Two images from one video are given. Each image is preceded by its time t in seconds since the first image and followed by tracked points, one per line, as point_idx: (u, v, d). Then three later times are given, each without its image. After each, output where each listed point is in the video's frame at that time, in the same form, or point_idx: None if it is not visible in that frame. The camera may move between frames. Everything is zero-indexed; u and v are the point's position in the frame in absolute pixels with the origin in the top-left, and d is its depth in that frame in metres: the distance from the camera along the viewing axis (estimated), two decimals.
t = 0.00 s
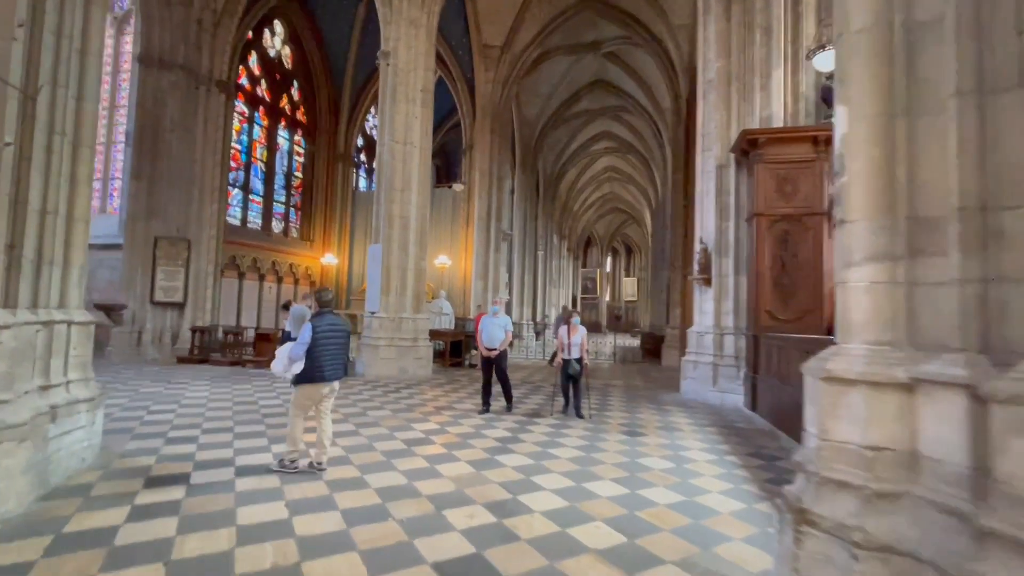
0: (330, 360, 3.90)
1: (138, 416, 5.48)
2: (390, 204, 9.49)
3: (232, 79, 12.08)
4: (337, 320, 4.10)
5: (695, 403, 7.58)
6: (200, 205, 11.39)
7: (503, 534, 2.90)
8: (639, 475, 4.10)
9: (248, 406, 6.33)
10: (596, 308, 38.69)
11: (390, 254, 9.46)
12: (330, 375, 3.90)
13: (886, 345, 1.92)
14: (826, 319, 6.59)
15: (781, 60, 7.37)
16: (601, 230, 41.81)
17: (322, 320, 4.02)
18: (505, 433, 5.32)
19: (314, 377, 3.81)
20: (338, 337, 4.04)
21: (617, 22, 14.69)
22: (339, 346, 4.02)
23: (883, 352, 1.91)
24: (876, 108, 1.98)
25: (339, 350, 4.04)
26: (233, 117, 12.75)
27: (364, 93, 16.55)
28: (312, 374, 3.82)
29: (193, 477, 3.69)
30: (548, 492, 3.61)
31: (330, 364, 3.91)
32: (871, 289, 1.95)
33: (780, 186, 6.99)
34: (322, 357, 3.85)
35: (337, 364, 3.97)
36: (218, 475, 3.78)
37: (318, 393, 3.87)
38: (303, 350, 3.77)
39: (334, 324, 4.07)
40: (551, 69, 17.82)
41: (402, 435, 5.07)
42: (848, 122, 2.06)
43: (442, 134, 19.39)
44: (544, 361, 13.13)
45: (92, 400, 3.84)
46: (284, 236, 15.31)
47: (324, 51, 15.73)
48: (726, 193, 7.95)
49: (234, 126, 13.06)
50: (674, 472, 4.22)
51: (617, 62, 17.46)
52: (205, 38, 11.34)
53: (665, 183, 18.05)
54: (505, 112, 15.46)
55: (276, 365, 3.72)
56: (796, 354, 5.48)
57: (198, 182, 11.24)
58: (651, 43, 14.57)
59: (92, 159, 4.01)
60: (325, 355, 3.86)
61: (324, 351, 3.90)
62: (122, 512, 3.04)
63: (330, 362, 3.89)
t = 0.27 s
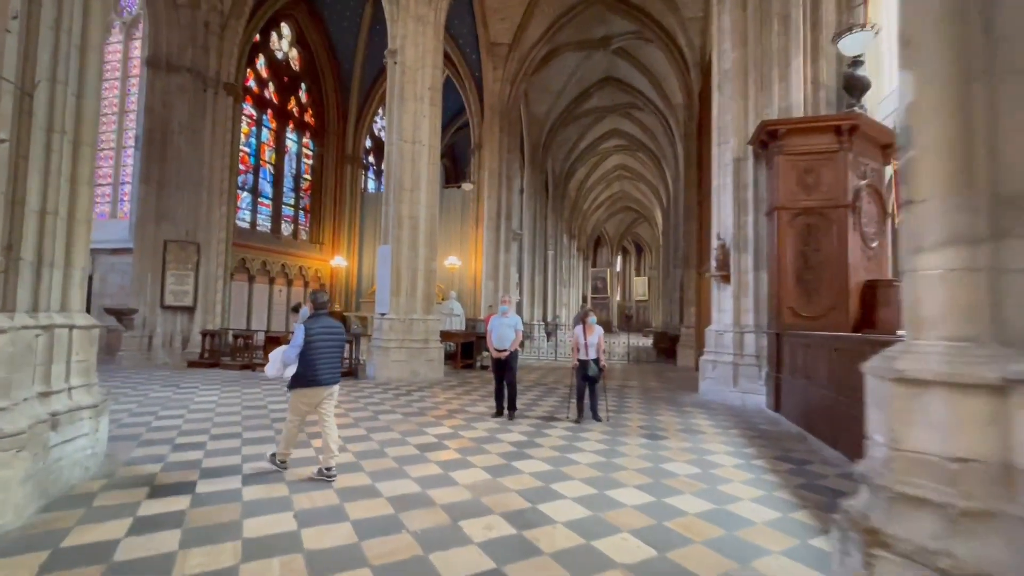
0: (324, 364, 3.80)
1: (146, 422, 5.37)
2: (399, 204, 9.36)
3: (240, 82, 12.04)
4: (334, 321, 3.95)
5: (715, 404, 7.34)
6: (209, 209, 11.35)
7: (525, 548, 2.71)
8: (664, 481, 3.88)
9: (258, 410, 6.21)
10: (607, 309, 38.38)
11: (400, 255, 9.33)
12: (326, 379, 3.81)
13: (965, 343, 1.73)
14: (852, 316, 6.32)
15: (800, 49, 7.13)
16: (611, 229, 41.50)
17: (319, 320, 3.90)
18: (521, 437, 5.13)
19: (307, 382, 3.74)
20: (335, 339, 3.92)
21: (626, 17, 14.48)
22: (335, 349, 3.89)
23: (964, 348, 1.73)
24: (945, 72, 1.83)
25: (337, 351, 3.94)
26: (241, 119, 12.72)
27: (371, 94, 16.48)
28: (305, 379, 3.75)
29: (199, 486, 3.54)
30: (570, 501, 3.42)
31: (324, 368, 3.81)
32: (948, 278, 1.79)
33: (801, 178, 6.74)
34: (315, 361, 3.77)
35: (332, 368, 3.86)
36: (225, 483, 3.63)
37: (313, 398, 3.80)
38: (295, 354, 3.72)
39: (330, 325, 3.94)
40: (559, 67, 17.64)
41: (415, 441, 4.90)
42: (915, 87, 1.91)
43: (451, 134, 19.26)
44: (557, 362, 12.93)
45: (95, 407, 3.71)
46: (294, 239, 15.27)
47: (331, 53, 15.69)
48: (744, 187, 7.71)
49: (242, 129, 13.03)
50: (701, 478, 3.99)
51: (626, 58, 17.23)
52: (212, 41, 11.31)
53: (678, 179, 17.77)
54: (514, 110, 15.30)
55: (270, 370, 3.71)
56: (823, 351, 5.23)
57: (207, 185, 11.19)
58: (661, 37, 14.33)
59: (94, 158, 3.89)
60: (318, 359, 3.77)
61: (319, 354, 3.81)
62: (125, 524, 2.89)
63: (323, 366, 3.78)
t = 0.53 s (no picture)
0: (310, 371, 3.68)
1: (150, 431, 5.21)
2: (406, 205, 9.20)
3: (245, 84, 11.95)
4: (324, 327, 3.85)
5: (734, 409, 7.10)
6: (215, 212, 11.24)
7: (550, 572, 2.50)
8: (691, 496, 3.65)
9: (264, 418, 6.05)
10: (615, 310, 38.08)
11: (408, 257, 9.16)
12: (311, 388, 3.67)
13: None
14: (879, 317, 6.06)
15: (819, 40, 6.92)
16: (618, 229, 41.20)
17: (309, 326, 3.82)
18: (536, 446, 4.92)
19: (290, 389, 3.61)
20: (324, 346, 3.80)
21: (634, 14, 14.29)
22: (323, 356, 3.77)
23: None
24: None
25: (326, 359, 3.81)
26: (247, 122, 12.63)
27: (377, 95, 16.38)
28: (290, 385, 3.63)
29: (201, 503, 3.36)
30: (593, 518, 3.21)
31: (310, 375, 3.68)
32: None
33: (823, 174, 6.49)
34: (301, 367, 3.66)
35: (319, 376, 3.73)
36: (229, 500, 3.44)
37: (298, 406, 3.66)
38: (281, 359, 3.64)
39: (320, 331, 3.83)
40: (566, 65, 17.45)
41: (426, 451, 4.69)
42: (1010, 63, 2.05)
43: (457, 135, 19.10)
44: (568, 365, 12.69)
45: (95, 419, 3.55)
46: (301, 242, 15.15)
47: (337, 54, 15.59)
48: (762, 183, 7.47)
49: (248, 132, 12.94)
50: (729, 491, 3.76)
51: (634, 55, 17.02)
52: (217, 43, 11.22)
53: (688, 179, 17.50)
54: (521, 110, 15.12)
55: (257, 375, 3.63)
56: (852, 355, 4.99)
57: (213, 188, 11.09)
58: (670, 34, 14.10)
59: (92, 158, 3.73)
60: (304, 365, 3.65)
61: (306, 361, 3.70)
62: (122, 546, 2.71)
63: (309, 373, 3.66)
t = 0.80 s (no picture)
0: (298, 373, 3.61)
1: (149, 437, 5.06)
2: (411, 205, 9.05)
3: (249, 84, 11.85)
4: (313, 328, 3.79)
5: (749, 412, 6.89)
6: (219, 213, 11.14)
7: None
8: (714, 506, 3.45)
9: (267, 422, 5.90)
10: (620, 311, 37.84)
11: (413, 257, 9.01)
12: (299, 390, 3.59)
13: None
14: (901, 317, 5.83)
15: (836, 32, 6.65)
16: (624, 230, 40.95)
17: (297, 327, 3.75)
18: (547, 452, 4.73)
19: (278, 391, 3.54)
20: (312, 347, 3.73)
21: (641, 11, 14.11)
22: (311, 357, 3.71)
23: None
24: None
25: (315, 360, 3.74)
26: (251, 123, 12.54)
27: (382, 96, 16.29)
28: (277, 387, 3.55)
29: (198, 514, 3.19)
30: (611, 531, 3.02)
31: (299, 377, 3.61)
32: None
33: (841, 170, 6.28)
34: (290, 369, 3.58)
35: (308, 378, 3.66)
36: (227, 511, 3.27)
37: (286, 409, 3.58)
38: (269, 360, 3.57)
39: (309, 332, 3.76)
40: (572, 64, 17.29)
41: (433, 458, 4.53)
42: None
43: (462, 135, 18.97)
44: (575, 367, 12.50)
45: (88, 426, 3.40)
46: (305, 244, 15.05)
47: (341, 55, 15.51)
48: (776, 180, 7.26)
49: (252, 133, 12.85)
50: (754, 500, 3.56)
51: (640, 53, 16.84)
52: (221, 44, 11.13)
53: (696, 178, 17.29)
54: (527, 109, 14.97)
55: (245, 377, 3.56)
56: (877, 356, 4.78)
57: (216, 189, 10.99)
58: (678, 31, 13.92)
59: (85, 153, 3.58)
60: (292, 367, 3.58)
61: (294, 362, 3.63)
62: (113, 562, 2.55)
63: (297, 375, 3.59)
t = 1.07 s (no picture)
0: (293, 374, 3.51)
1: (148, 441, 4.90)
2: (418, 204, 8.88)
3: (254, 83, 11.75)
4: (305, 327, 3.69)
5: (768, 415, 6.63)
6: (224, 213, 11.02)
7: None
8: (740, 517, 3.22)
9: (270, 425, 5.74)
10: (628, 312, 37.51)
11: (419, 257, 8.83)
12: (295, 391, 3.50)
13: None
14: (929, 316, 5.55)
15: (857, 20, 6.39)
16: (632, 230, 40.62)
17: (288, 326, 3.64)
18: (560, 458, 4.52)
19: (274, 393, 3.43)
20: (306, 347, 3.64)
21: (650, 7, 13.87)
22: (306, 357, 3.61)
23: None
24: None
25: (309, 360, 3.65)
26: (256, 122, 12.44)
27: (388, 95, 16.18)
28: (273, 389, 3.45)
29: (192, 525, 3.01)
30: (631, 544, 2.80)
31: (294, 378, 3.52)
32: None
33: (864, 163, 6.01)
34: (284, 370, 3.48)
35: (303, 379, 3.57)
36: (222, 521, 3.08)
37: (281, 411, 3.49)
38: (262, 362, 3.45)
39: (301, 332, 3.67)
40: (579, 62, 17.08)
41: (440, 463, 4.33)
42: None
43: (469, 135, 18.80)
44: (584, 369, 12.27)
45: (79, 430, 3.24)
46: (311, 244, 14.94)
47: (347, 54, 15.41)
48: (794, 175, 7.01)
49: (257, 132, 12.76)
50: (781, 511, 3.33)
51: (649, 50, 16.59)
52: (226, 42, 11.03)
53: (707, 176, 17.00)
54: (535, 107, 14.77)
55: (236, 380, 3.43)
56: (908, 357, 4.52)
57: (221, 189, 10.89)
58: (688, 26, 13.67)
59: (77, 145, 3.43)
60: (287, 367, 3.48)
61: (289, 363, 3.53)
62: None
63: (293, 376, 3.50)
